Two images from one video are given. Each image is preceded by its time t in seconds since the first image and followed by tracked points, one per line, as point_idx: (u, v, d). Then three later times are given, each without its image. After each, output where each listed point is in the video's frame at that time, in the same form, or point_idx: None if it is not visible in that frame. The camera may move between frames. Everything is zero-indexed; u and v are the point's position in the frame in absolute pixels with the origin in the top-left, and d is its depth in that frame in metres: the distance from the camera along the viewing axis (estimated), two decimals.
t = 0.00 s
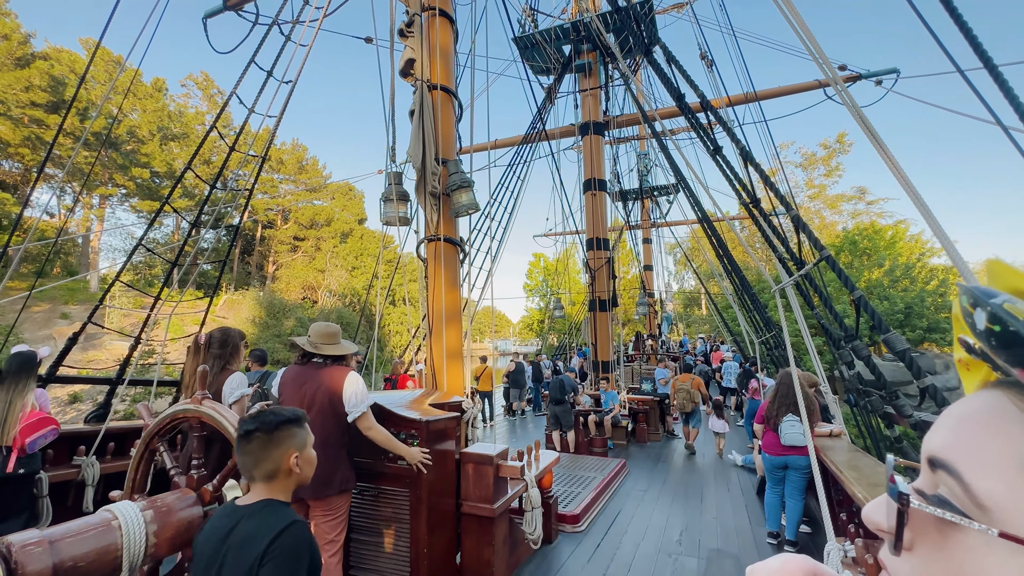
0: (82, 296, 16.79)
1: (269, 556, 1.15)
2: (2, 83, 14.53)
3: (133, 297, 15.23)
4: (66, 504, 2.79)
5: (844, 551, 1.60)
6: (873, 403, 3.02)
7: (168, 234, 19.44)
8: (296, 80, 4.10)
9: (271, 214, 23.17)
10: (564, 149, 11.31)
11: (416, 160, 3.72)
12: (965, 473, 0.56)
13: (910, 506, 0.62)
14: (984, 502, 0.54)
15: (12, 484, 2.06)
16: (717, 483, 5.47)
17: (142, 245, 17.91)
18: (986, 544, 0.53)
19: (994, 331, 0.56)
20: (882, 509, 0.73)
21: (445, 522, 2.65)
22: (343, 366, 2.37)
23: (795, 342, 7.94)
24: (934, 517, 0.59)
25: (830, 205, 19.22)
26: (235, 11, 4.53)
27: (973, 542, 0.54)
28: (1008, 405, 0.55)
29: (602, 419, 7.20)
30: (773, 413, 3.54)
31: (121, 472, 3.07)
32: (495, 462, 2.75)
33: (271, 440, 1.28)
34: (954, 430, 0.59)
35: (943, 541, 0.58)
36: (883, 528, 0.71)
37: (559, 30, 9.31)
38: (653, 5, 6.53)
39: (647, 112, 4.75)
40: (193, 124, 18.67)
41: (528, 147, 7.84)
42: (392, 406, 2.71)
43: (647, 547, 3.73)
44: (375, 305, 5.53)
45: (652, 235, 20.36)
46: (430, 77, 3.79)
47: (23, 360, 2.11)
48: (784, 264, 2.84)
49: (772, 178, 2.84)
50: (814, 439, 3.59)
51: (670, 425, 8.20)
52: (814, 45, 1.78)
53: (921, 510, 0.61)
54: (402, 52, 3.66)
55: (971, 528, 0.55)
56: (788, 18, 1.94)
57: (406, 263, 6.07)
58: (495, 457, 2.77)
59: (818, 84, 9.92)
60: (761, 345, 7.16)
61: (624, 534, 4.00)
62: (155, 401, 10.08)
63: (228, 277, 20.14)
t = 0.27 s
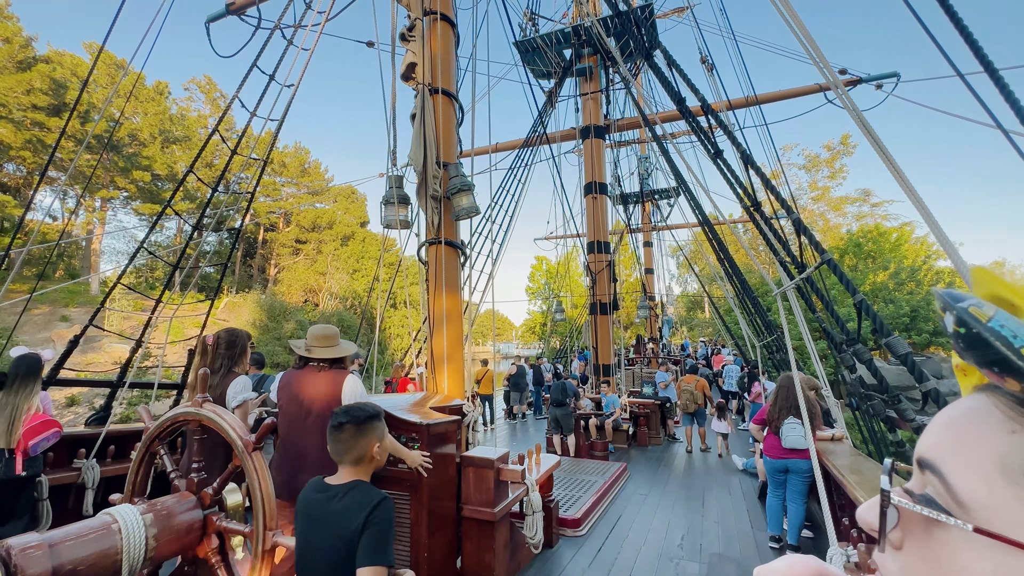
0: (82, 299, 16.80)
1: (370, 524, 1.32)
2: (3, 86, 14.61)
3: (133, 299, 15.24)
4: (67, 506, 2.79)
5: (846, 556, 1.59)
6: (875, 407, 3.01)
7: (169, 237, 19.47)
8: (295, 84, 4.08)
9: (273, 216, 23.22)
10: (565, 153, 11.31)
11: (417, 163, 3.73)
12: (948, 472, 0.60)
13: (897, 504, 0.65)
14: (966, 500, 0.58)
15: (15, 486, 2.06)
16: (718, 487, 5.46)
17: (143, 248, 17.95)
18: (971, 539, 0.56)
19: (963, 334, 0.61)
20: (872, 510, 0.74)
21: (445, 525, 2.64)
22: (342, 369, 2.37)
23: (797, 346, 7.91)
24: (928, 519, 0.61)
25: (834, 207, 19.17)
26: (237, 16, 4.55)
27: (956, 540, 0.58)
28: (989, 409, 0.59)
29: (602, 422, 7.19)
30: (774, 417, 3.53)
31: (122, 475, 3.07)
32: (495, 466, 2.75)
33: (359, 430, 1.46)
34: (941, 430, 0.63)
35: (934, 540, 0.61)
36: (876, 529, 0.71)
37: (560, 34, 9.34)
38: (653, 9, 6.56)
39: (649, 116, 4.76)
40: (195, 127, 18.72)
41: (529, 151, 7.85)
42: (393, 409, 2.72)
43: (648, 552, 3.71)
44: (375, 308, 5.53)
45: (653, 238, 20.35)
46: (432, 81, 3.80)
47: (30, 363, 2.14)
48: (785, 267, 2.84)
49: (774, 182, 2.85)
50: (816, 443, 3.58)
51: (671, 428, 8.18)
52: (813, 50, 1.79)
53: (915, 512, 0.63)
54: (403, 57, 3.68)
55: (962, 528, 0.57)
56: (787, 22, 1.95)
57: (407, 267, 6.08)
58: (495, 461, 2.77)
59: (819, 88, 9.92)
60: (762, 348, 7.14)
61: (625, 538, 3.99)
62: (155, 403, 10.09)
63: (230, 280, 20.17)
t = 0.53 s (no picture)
0: (82, 302, 16.83)
1: (457, 517, 1.70)
2: (4, 89, 14.68)
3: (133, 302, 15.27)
4: (66, 511, 2.79)
5: (848, 562, 1.59)
6: (876, 411, 3.01)
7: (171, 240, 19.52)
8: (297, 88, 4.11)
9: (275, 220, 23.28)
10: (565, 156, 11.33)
11: (418, 167, 3.74)
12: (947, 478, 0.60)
13: (896, 508, 0.66)
14: (964, 504, 0.58)
15: (15, 490, 2.06)
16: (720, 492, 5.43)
17: (145, 251, 18.00)
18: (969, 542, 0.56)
19: (958, 340, 0.62)
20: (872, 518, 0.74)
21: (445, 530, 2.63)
22: (340, 372, 2.37)
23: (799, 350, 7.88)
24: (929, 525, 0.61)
25: (837, 209, 19.12)
26: (240, 20, 4.57)
27: (956, 544, 0.58)
28: (989, 414, 0.59)
29: (603, 426, 7.18)
30: (774, 421, 3.52)
31: (122, 479, 3.07)
32: (496, 470, 2.75)
33: (439, 435, 1.78)
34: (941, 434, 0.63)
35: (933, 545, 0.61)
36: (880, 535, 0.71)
37: (561, 38, 9.37)
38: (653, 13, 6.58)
39: (649, 120, 4.77)
40: (196, 130, 18.79)
41: (530, 154, 7.86)
42: (392, 413, 2.71)
43: (649, 557, 3.70)
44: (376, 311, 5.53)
45: (654, 241, 20.35)
46: (433, 85, 3.81)
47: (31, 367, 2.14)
48: (787, 271, 2.84)
49: (774, 185, 2.85)
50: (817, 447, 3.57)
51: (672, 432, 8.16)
52: (813, 54, 1.80)
53: (916, 518, 0.63)
54: (404, 61, 3.69)
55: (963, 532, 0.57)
56: (787, 27, 1.96)
57: (408, 270, 6.08)
58: (496, 465, 2.76)
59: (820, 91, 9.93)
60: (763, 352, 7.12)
61: (626, 543, 3.97)
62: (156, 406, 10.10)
63: (231, 283, 20.20)
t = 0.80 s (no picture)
0: (80, 304, 16.81)
1: (493, 500, 1.89)
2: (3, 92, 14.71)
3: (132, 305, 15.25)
4: (64, 514, 2.78)
5: (849, 564, 1.59)
6: (876, 414, 3.00)
7: (171, 242, 19.52)
8: (298, 90, 4.13)
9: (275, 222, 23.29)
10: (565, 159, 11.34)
11: (418, 170, 3.75)
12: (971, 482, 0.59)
13: (890, 509, 0.67)
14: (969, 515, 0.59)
15: (13, 493, 2.06)
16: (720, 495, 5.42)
17: (144, 254, 18.01)
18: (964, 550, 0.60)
19: (944, 342, 0.62)
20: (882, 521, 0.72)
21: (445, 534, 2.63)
22: (337, 375, 2.37)
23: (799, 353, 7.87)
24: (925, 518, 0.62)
25: (840, 211, 19.05)
26: (241, 23, 4.58)
27: (946, 544, 0.60)
28: (978, 415, 0.60)
29: (603, 429, 7.17)
30: (774, 424, 3.52)
31: (120, 482, 3.07)
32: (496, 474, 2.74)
33: (479, 432, 1.99)
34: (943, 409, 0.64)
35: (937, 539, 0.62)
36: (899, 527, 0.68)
37: (560, 42, 9.39)
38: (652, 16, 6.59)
39: (648, 123, 4.78)
40: (196, 133, 18.82)
41: (530, 157, 7.86)
42: (391, 416, 2.71)
43: (650, 560, 3.69)
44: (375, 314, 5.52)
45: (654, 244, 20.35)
46: (433, 88, 3.82)
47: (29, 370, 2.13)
48: (786, 274, 2.84)
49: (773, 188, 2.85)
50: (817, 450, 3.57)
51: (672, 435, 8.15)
52: (811, 57, 1.80)
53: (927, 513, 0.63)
54: (404, 64, 3.70)
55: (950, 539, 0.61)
56: (786, 29, 1.97)
57: (408, 272, 6.08)
58: (496, 468, 2.76)
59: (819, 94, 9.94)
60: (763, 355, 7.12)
61: (626, 546, 3.96)
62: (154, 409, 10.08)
63: (230, 286, 20.19)
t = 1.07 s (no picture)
0: (78, 306, 16.79)
1: (516, 485, 2.06)
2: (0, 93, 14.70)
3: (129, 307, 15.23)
4: (62, 516, 2.77)
5: (847, 567, 1.59)
6: (875, 415, 3.00)
7: (170, 244, 19.50)
8: (297, 92, 4.14)
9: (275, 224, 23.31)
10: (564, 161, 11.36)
11: (417, 172, 3.75)
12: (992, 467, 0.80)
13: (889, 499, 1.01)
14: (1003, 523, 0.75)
15: (11, 495, 2.05)
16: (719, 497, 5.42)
17: (143, 255, 18.00)
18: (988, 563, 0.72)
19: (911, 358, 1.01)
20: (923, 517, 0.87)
21: (444, 535, 2.62)
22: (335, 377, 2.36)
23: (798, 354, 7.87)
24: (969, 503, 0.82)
25: (842, 211, 19.01)
26: (240, 26, 4.59)
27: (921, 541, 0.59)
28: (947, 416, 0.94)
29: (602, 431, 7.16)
30: (774, 426, 3.51)
31: (119, 484, 3.06)
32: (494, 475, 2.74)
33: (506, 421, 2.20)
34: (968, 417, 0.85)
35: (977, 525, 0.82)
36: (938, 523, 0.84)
37: (559, 44, 9.41)
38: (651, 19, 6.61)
39: (647, 125, 4.79)
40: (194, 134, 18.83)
41: (528, 158, 7.87)
42: (389, 418, 2.70)
43: (649, 562, 3.68)
44: (374, 315, 5.52)
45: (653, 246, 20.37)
46: (432, 90, 3.82)
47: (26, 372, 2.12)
48: (785, 276, 2.84)
49: (771, 190, 2.85)
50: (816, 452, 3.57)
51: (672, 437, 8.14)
52: (809, 59, 1.80)
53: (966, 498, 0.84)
54: (403, 66, 3.71)
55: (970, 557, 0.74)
56: (783, 31, 1.96)
57: (407, 274, 6.08)
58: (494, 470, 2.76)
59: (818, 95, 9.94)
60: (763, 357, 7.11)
61: (625, 548, 3.96)
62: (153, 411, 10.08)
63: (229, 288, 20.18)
